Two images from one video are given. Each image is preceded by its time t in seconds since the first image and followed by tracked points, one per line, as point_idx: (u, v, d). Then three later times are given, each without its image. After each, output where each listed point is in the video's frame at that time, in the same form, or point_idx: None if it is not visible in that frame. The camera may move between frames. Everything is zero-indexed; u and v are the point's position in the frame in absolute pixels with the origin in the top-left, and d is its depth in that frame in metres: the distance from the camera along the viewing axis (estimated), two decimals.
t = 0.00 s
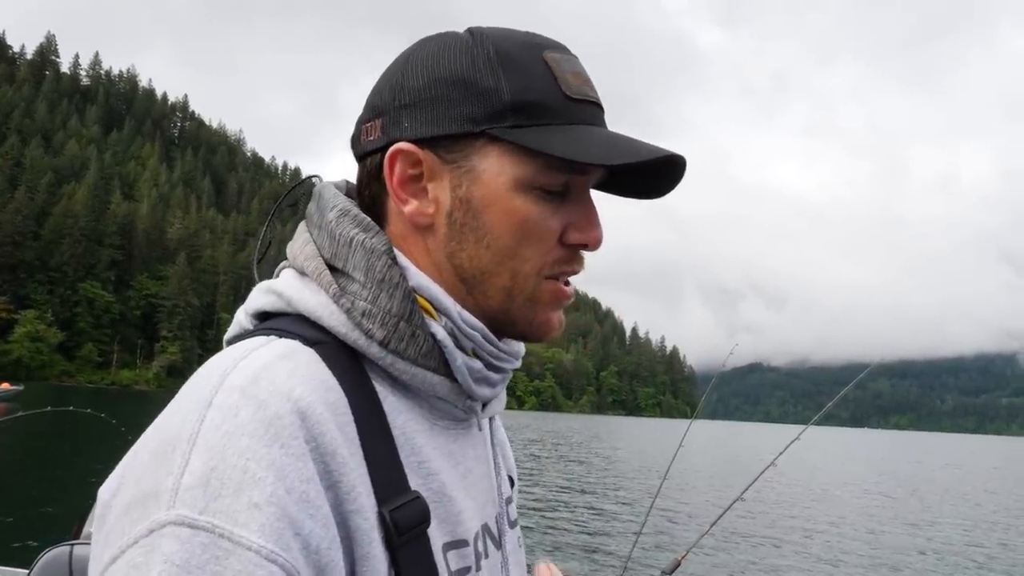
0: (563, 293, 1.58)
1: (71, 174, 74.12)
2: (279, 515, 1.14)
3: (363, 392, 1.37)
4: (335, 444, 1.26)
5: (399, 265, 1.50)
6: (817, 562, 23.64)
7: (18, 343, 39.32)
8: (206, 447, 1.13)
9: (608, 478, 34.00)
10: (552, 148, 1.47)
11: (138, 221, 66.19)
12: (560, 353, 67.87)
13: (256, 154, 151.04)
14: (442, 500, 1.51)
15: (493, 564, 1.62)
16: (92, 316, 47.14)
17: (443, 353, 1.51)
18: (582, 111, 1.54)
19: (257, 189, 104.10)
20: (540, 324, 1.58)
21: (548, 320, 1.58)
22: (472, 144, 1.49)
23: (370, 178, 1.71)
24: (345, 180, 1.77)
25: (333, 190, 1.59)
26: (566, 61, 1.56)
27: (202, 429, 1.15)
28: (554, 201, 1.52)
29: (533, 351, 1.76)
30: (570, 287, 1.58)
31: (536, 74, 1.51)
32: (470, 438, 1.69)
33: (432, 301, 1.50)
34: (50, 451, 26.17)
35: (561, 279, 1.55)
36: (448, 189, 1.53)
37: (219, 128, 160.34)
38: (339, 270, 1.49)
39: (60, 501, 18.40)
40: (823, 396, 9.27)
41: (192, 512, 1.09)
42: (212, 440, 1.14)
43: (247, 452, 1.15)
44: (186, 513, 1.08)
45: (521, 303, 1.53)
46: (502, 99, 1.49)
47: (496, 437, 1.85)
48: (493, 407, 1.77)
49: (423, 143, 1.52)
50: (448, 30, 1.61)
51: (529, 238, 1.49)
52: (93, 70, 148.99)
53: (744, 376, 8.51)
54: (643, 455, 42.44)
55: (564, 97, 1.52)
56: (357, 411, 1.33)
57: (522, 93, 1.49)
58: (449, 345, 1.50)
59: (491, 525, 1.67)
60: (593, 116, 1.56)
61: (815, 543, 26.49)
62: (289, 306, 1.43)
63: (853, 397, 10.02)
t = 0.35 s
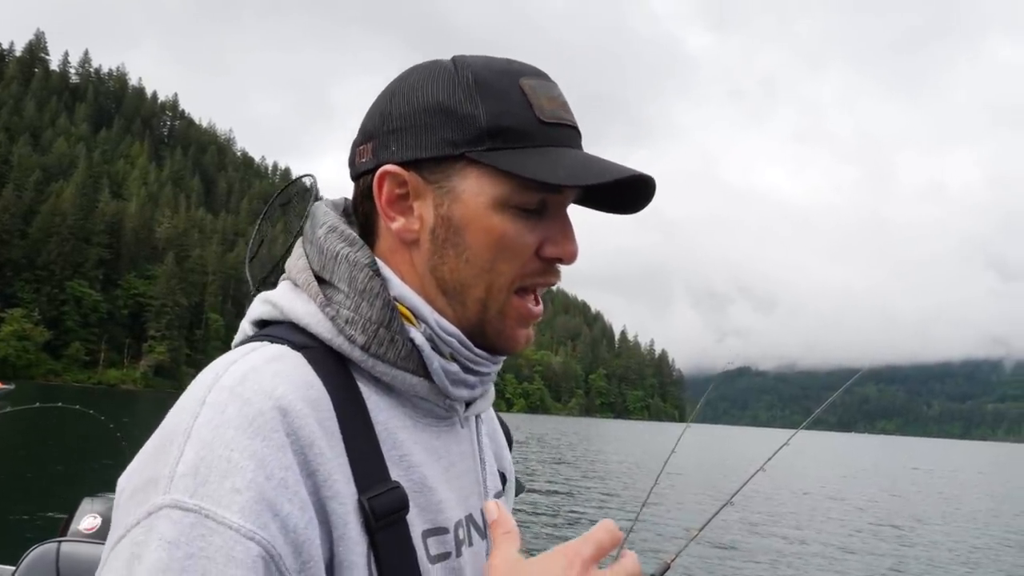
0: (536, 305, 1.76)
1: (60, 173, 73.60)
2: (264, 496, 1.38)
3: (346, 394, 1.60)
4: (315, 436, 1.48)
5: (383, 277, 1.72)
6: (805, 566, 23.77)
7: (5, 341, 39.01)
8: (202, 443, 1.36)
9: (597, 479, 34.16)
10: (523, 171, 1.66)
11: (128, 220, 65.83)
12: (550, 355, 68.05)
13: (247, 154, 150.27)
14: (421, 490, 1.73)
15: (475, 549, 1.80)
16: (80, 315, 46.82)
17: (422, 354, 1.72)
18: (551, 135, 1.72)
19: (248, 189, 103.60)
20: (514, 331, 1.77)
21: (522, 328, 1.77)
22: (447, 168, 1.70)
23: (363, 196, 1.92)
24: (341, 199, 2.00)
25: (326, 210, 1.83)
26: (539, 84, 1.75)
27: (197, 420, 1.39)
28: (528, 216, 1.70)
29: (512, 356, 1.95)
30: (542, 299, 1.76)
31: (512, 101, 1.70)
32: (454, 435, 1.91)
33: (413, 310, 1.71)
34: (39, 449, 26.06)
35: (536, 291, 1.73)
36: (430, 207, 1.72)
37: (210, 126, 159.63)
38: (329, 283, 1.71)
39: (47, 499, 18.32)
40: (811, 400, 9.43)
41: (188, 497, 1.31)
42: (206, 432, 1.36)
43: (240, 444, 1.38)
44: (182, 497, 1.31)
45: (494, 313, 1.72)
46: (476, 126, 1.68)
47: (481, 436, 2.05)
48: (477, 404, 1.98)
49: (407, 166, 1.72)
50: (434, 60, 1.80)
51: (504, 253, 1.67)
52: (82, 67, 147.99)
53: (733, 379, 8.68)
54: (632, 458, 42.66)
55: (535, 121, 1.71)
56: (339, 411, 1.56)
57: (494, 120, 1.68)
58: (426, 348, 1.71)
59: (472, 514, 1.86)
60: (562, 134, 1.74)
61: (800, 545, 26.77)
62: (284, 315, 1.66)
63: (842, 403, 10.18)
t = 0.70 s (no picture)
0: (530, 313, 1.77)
1: (56, 169, 73.25)
2: (259, 475, 1.45)
3: (345, 390, 1.67)
4: (310, 432, 1.55)
5: (384, 285, 1.78)
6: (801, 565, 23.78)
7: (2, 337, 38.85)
8: (211, 419, 1.46)
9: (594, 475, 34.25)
10: (515, 188, 1.69)
11: (124, 217, 65.58)
12: (547, 353, 68.10)
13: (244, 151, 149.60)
14: (416, 479, 1.75)
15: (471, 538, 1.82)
16: (77, 312, 46.63)
17: (415, 356, 1.76)
18: (544, 159, 1.76)
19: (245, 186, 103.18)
20: (504, 339, 1.78)
21: (517, 333, 1.78)
22: (442, 183, 1.74)
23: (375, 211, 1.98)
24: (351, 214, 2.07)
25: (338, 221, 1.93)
26: (536, 114, 1.79)
27: (204, 409, 1.49)
28: (521, 231, 1.72)
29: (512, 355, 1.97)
30: (538, 305, 1.77)
31: (507, 129, 1.75)
32: (455, 431, 1.94)
33: (408, 312, 1.75)
34: (38, 446, 25.97)
35: (536, 293, 1.74)
36: (430, 218, 1.76)
37: (206, 123, 159.30)
38: (335, 293, 1.79)
39: (43, 497, 18.23)
40: (809, 398, 9.46)
41: (194, 474, 1.40)
42: (213, 421, 1.46)
43: (237, 430, 1.46)
44: (191, 472, 1.41)
45: (486, 321, 1.74)
46: (473, 148, 1.73)
47: (484, 435, 2.08)
48: (477, 403, 2.01)
49: (407, 181, 1.78)
50: (439, 90, 1.86)
51: (495, 261, 1.69)
52: (79, 64, 147.13)
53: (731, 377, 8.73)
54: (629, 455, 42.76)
55: (529, 146, 1.75)
56: (339, 406, 1.63)
57: (490, 144, 1.72)
58: (421, 350, 1.75)
59: (469, 499, 1.89)
60: (557, 164, 1.78)
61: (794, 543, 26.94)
62: (293, 320, 1.77)
63: (838, 401, 10.23)
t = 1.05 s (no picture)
0: (491, 302, 1.79)
1: (63, 164, 73.63)
2: (248, 463, 1.51)
3: (343, 388, 1.73)
4: (299, 430, 1.62)
5: (378, 288, 1.86)
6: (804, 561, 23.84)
7: (10, 330, 39.10)
8: (214, 414, 1.56)
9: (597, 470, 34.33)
10: (458, 183, 1.73)
11: (131, 211, 65.92)
12: (551, 349, 68.10)
13: (249, 146, 150.02)
14: (410, 467, 1.78)
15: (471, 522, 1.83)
16: (84, 306, 46.92)
17: (405, 353, 1.81)
18: (475, 152, 1.77)
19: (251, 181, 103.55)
20: (469, 332, 1.79)
21: (483, 324, 1.79)
22: (398, 192, 1.84)
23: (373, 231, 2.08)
24: (366, 235, 2.13)
25: (346, 238, 2.04)
26: (475, 113, 1.81)
27: (207, 411, 1.60)
28: (467, 223, 1.77)
29: (504, 348, 1.98)
30: (503, 297, 1.79)
31: (443, 135, 1.78)
32: (456, 424, 1.96)
33: (399, 312, 1.79)
34: (45, 440, 26.12)
35: (496, 279, 1.76)
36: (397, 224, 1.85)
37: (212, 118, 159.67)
38: (338, 299, 1.89)
39: (50, 491, 18.37)
40: (812, 395, 9.52)
41: (194, 458, 1.48)
42: (223, 416, 1.56)
43: (229, 425, 1.53)
44: (194, 457, 1.48)
45: (449, 314, 1.76)
46: (414, 155, 1.80)
47: (493, 429, 2.09)
48: (479, 399, 2.04)
49: (383, 193, 1.87)
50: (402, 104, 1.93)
51: (443, 256, 1.74)
52: (85, 59, 147.74)
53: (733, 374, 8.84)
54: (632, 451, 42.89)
55: (457, 144, 1.77)
56: (336, 401, 1.70)
57: (426, 148, 1.78)
58: (409, 347, 1.79)
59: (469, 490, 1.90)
60: (492, 153, 1.77)
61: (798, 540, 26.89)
62: (305, 325, 1.85)
63: (841, 399, 10.28)
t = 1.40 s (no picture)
0: (480, 299, 1.78)
1: (70, 160, 73.98)
2: (241, 455, 1.57)
3: (336, 385, 1.75)
4: (290, 432, 1.64)
5: (376, 292, 1.88)
6: (807, 560, 23.82)
7: (16, 325, 39.31)
8: (213, 411, 1.63)
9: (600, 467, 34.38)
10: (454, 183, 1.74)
11: (137, 207, 66.20)
12: (556, 347, 68.10)
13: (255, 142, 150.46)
14: (402, 464, 1.77)
15: (462, 521, 1.83)
16: (90, 302, 47.13)
17: (399, 353, 1.81)
18: (466, 157, 1.76)
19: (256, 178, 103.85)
20: (459, 334, 1.79)
21: (471, 324, 1.78)
22: (399, 195, 1.86)
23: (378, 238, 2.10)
24: (373, 241, 2.14)
25: (352, 243, 2.07)
26: (469, 117, 1.82)
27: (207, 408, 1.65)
28: (460, 221, 1.77)
29: (501, 350, 1.97)
30: (496, 295, 1.78)
31: (442, 143, 1.79)
32: (451, 422, 1.95)
33: (393, 314, 1.81)
34: (52, 435, 26.31)
35: (487, 273, 1.76)
36: (395, 226, 1.87)
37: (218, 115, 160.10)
38: (337, 302, 1.93)
39: (56, 486, 18.47)
40: (815, 393, 9.56)
41: (192, 453, 1.55)
42: (219, 415, 1.60)
43: (225, 424, 1.58)
44: (191, 454, 1.55)
45: (435, 312, 1.77)
46: (410, 162, 1.82)
47: (490, 427, 2.09)
48: (476, 398, 2.03)
49: (386, 200, 1.90)
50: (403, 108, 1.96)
51: (433, 254, 1.75)
52: (92, 55, 148.28)
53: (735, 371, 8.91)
54: (636, 449, 42.93)
55: (448, 145, 1.77)
56: (329, 397, 1.72)
57: (422, 151, 1.80)
58: (404, 347, 1.79)
59: (465, 489, 1.89)
60: (480, 154, 1.76)
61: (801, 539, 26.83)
62: (308, 326, 1.88)
63: (846, 398, 10.31)
